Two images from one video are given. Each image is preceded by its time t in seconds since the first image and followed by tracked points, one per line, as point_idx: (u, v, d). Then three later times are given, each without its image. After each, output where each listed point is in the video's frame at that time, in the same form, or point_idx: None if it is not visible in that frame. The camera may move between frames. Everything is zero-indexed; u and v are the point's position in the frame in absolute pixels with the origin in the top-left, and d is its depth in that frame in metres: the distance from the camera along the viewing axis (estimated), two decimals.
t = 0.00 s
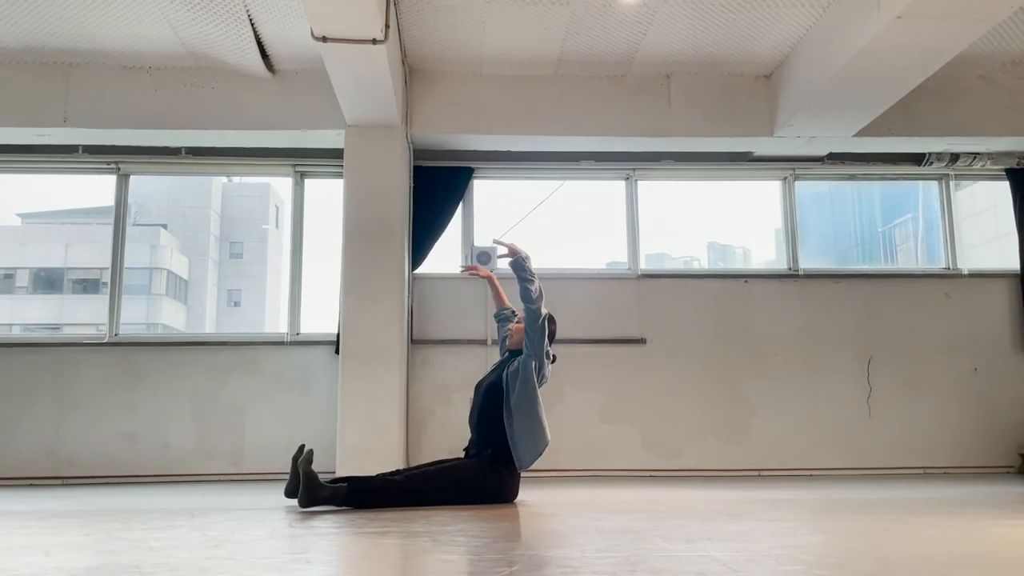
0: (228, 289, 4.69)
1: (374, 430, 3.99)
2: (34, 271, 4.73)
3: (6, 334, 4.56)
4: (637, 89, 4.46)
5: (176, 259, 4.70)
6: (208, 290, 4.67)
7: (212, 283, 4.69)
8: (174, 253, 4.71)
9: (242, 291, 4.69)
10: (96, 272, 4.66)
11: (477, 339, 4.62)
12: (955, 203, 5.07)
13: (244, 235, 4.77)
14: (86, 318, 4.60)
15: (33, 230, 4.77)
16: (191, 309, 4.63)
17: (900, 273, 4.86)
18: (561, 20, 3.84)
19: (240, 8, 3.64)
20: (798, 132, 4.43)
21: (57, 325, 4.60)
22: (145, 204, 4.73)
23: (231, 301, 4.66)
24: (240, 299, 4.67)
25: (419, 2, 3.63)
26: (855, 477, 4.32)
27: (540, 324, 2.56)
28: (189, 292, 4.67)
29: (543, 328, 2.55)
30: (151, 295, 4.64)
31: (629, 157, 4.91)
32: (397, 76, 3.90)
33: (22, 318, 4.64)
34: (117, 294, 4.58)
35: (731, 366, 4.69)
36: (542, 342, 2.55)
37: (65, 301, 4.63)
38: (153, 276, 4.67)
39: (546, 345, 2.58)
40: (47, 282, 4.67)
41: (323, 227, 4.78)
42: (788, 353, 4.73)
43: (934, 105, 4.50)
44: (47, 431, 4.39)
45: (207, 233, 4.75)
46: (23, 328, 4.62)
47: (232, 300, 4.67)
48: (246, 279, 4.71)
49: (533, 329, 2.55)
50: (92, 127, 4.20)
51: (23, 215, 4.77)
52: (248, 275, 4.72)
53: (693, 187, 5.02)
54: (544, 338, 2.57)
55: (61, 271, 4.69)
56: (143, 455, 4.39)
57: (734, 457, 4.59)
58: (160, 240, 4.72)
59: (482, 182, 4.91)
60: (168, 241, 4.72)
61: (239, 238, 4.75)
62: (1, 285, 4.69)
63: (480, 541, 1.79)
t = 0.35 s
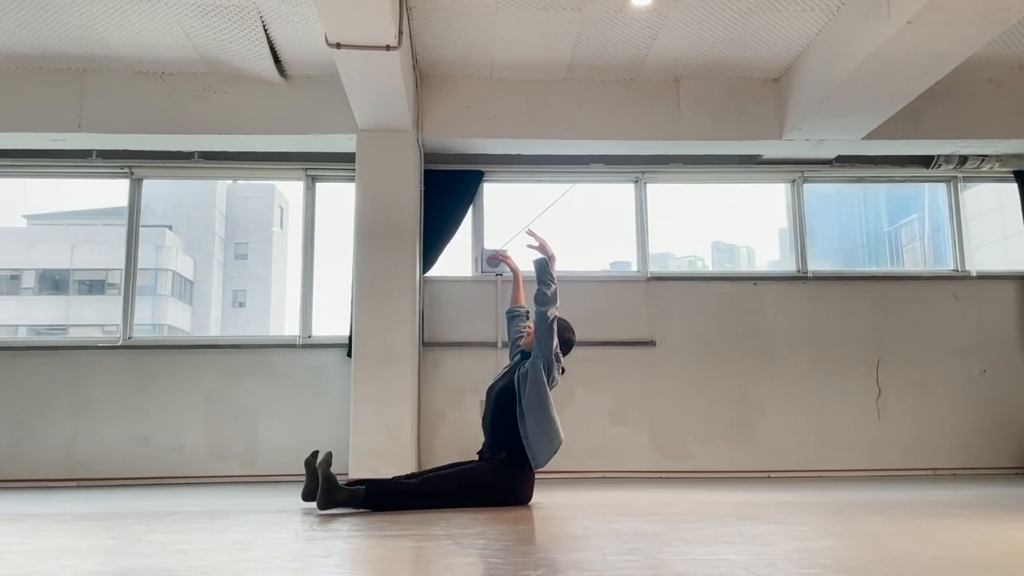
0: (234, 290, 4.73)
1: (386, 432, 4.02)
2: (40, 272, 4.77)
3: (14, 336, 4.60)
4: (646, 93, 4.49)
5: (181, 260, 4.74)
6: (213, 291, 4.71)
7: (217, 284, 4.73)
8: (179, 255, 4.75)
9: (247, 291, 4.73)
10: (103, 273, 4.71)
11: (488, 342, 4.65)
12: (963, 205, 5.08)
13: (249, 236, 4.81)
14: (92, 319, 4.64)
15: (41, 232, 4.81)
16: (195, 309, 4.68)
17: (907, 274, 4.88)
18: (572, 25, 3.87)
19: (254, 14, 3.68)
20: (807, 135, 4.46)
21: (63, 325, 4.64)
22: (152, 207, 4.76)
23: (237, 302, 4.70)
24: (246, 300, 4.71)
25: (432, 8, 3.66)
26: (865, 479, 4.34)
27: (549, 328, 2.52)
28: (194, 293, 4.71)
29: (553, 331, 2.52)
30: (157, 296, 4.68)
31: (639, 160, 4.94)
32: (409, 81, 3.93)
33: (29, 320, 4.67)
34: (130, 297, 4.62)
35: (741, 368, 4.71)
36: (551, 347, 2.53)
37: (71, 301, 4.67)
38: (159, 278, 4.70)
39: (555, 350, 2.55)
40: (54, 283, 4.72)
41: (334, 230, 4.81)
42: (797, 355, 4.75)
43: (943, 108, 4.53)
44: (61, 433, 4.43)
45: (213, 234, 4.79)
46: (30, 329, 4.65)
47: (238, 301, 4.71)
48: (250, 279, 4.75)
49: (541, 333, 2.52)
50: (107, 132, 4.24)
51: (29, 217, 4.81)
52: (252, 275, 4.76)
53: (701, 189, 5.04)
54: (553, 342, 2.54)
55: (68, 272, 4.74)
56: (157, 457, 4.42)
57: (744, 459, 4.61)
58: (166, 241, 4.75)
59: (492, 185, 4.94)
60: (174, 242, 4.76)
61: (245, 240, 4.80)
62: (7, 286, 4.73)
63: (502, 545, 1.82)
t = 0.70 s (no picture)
0: (240, 291, 4.75)
1: (397, 432, 4.03)
2: (48, 272, 4.79)
3: (22, 337, 4.62)
4: (656, 93, 4.49)
5: (188, 260, 4.76)
6: (220, 290, 4.74)
7: (224, 284, 4.75)
8: (186, 255, 4.77)
9: (254, 292, 4.74)
10: (111, 273, 4.73)
11: (498, 341, 4.66)
12: (973, 204, 5.08)
13: (255, 236, 4.83)
14: (98, 319, 4.67)
15: (52, 233, 4.83)
16: (202, 309, 4.70)
17: (918, 273, 4.87)
18: (582, 25, 3.87)
19: (265, 15, 3.70)
20: (817, 134, 4.45)
21: (71, 325, 4.66)
22: (160, 208, 4.78)
23: (244, 302, 4.73)
24: (253, 300, 4.73)
25: (442, 9, 3.68)
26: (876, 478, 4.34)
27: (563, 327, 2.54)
28: (202, 293, 4.73)
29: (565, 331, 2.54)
30: (164, 296, 4.70)
31: (648, 160, 4.94)
32: (419, 82, 3.94)
33: (37, 320, 4.70)
34: (141, 298, 4.64)
35: (751, 367, 4.71)
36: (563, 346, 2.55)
37: (79, 302, 4.70)
38: (167, 278, 4.72)
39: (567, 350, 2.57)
40: (62, 283, 4.75)
41: (344, 230, 4.82)
42: (807, 354, 4.75)
43: (953, 107, 4.52)
44: (74, 433, 4.45)
45: (220, 234, 4.81)
46: (38, 330, 4.67)
47: (245, 301, 4.73)
48: (257, 280, 4.77)
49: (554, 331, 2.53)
50: (118, 133, 4.26)
51: (38, 217, 4.84)
52: (259, 275, 4.78)
53: (710, 189, 5.03)
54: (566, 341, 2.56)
55: (75, 272, 4.76)
56: (169, 457, 4.45)
57: (754, 458, 4.61)
58: (174, 241, 4.77)
59: (501, 185, 4.95)
60: (182, 243, 4.78)
61: (251, 240, 4.82)
62: (16, 286, 4.75)
63: (519, 542, 1.83)
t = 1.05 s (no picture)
0: (249, 290, 4.76)
1: (409, 429, 4.04)
2: (58, 273, 4.81)
3: (34, 336, 4.64)
4: (665, 90, 4.49)
5: (198, 261, 4.77)
6: (230, 289, 4.75)
7: (233, 284, 4.76)
8: (195, 255, 4.79)
9: (263, 292, 4.76)
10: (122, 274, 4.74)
11: (508, 339, 4.67)
12: (985, 200, 5.05)
13: (264, 236, 4.84)
14: (110, 320, 4.68)
15: (64, 233, 4.85)
16: (212, 309, 4.71)
17: (928, 270, 4.85)
18: (591, 22, 3.87)
19: (276, 14, 3.71)
20: (828, 131, 4.44)
21: (83, 326, 4.68)
22: (170, 208, 4.80)
23: (253, 302, 4.74)
24: (261, 300, 4.74)
25: (452, 7, 3.68)
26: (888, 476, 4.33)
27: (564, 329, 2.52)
28: (211, 293, 4.74)
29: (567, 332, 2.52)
30: (175, 296, 4.72)
31: (657, 157, 4.94)
32: (429, 80, 3.96)
33: (48, 320, 4.72)
34: (154, 296, 4.67)
35: (761, 365, 4.70)
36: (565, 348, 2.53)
37: (89, 302, 4.72)
38: (176, 278, 4.74)
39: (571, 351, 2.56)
40: (74, 284, 4.77)
41: (354, 229, 4.84)
42: (818, 351, 4.73)
43: (965, 102, 4.50)
44: (87, 431, 4.48)
45: (229, 234, 4.82)
46: (49, 330, 4.69)
47: (254, 301, 4.74)
48: (267, 279, 4.78)
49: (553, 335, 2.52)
50: (130, 133, 4.29)
51: (48, 219, 4.86)
52: (269, 275, 4.79)
53: (720, 186, 5.02)
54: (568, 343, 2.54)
55: (86, 273, 4.78)
56: (181, 455, 4.47)
57: (765, 455, 4.60)
58: (183, 242, 4.79)
59: (510, 183, 4.95)
60: (191, 242, 4.79)
61: (260, 240, 4.83)
62: (27, 287, 4.78)
63: (533, 536, 1.83)
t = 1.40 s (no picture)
0: (260, 290, 4.77)
1: (419, 428, 4.04)
2: (71, 274, 4.82)
3: (47, 336, 4.65)
4: (675, 87, 4.47)
5: (209, 261, 4.78)
6: (241, 289, 4.75)
7: (245, 284, 4.77)
8: (206, 256, 4.79)
9: (273, 291, 4.76)
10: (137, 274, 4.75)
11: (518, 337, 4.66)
12: (999, 197, 5.00)
13: (275, 236, 4.84)
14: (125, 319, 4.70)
15: (76, 233, 4.87)
16: (223, 310, 4.72)
17: (942, 267, 4.81)
18: (601, 19, 3.86)
19: (286, 13, 3.71)
20: (840, 127, 4.41)
21: (96, 326, 4.70)
22: (180, 208, 4.81)
23: (264, 302, 4.75)
24: (272, 300, 4.75)
25: (461, 4, 3.68)
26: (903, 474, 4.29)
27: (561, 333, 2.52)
28: (222, 293, 4.75)
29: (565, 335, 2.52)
30: (187, 296, 4.73)
31: (667, 154, 4.92)
32: (439, 78, 3.96)
33: (61, 320, 4.72)
34: (165, 295, 4.68)
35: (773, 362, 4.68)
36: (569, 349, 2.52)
37: (102, 302, 4.73)
38: (188, 278, 4.75)
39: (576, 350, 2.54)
40: (88, 284, 4.77)
41: (364, 228, 4.84)
42: (830, 348, 4.70)
43: (979, 97, 4.47)
44: (99, 430, 4.50)
45: (240, 235, 4.82)
46: (62, 329, 4.70)
47: (265, 301, 4.75)
48: (278, 279, 4.78)
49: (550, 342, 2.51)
50: (142, 133, 4.30)
51: (62, 220, 4.88)
52: (280, 275, 4.80)
53: (732, 182, 4.99)
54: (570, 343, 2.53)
55: (99, 274, 4.79)
56: (193, 453, 4.48)
57: (777, 454, 4.57)
58: (194, 242, 4.80)
59: (520, 181, 4.95)
60: (202, 243, 4.80)
61: (271, 240, 4.83)
62: (40, 287, 4.79)
63: (546, 534, 1.82)
